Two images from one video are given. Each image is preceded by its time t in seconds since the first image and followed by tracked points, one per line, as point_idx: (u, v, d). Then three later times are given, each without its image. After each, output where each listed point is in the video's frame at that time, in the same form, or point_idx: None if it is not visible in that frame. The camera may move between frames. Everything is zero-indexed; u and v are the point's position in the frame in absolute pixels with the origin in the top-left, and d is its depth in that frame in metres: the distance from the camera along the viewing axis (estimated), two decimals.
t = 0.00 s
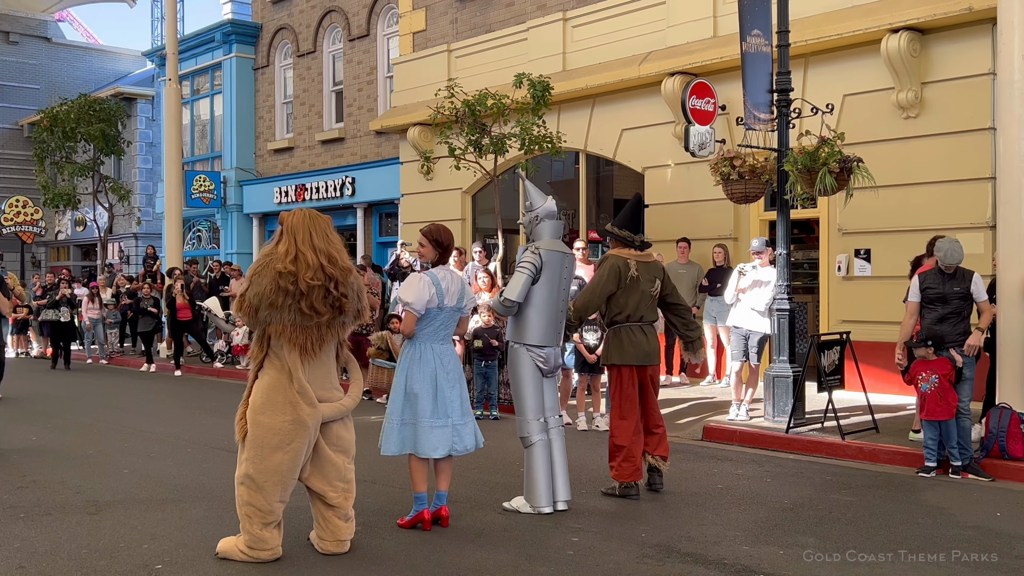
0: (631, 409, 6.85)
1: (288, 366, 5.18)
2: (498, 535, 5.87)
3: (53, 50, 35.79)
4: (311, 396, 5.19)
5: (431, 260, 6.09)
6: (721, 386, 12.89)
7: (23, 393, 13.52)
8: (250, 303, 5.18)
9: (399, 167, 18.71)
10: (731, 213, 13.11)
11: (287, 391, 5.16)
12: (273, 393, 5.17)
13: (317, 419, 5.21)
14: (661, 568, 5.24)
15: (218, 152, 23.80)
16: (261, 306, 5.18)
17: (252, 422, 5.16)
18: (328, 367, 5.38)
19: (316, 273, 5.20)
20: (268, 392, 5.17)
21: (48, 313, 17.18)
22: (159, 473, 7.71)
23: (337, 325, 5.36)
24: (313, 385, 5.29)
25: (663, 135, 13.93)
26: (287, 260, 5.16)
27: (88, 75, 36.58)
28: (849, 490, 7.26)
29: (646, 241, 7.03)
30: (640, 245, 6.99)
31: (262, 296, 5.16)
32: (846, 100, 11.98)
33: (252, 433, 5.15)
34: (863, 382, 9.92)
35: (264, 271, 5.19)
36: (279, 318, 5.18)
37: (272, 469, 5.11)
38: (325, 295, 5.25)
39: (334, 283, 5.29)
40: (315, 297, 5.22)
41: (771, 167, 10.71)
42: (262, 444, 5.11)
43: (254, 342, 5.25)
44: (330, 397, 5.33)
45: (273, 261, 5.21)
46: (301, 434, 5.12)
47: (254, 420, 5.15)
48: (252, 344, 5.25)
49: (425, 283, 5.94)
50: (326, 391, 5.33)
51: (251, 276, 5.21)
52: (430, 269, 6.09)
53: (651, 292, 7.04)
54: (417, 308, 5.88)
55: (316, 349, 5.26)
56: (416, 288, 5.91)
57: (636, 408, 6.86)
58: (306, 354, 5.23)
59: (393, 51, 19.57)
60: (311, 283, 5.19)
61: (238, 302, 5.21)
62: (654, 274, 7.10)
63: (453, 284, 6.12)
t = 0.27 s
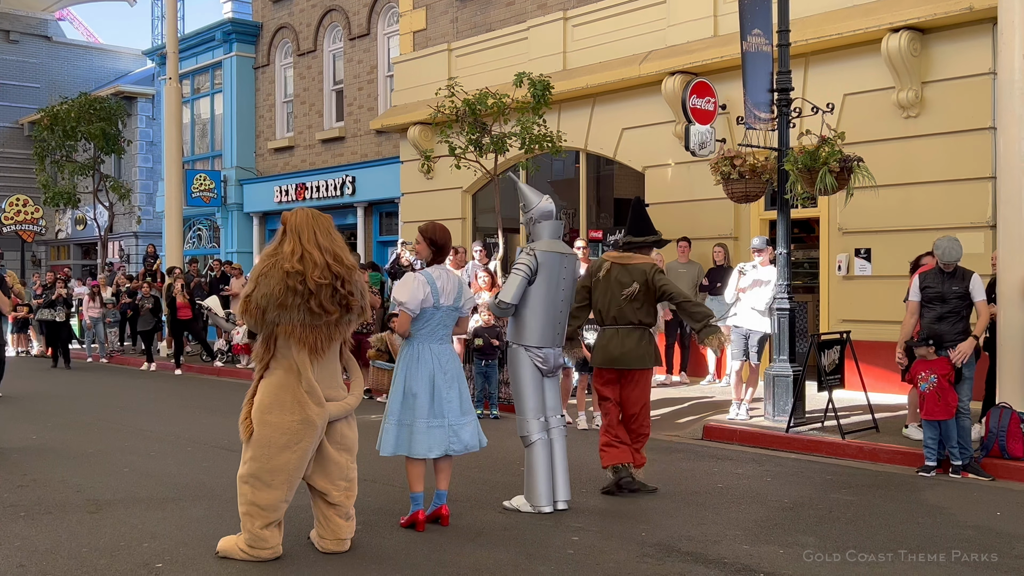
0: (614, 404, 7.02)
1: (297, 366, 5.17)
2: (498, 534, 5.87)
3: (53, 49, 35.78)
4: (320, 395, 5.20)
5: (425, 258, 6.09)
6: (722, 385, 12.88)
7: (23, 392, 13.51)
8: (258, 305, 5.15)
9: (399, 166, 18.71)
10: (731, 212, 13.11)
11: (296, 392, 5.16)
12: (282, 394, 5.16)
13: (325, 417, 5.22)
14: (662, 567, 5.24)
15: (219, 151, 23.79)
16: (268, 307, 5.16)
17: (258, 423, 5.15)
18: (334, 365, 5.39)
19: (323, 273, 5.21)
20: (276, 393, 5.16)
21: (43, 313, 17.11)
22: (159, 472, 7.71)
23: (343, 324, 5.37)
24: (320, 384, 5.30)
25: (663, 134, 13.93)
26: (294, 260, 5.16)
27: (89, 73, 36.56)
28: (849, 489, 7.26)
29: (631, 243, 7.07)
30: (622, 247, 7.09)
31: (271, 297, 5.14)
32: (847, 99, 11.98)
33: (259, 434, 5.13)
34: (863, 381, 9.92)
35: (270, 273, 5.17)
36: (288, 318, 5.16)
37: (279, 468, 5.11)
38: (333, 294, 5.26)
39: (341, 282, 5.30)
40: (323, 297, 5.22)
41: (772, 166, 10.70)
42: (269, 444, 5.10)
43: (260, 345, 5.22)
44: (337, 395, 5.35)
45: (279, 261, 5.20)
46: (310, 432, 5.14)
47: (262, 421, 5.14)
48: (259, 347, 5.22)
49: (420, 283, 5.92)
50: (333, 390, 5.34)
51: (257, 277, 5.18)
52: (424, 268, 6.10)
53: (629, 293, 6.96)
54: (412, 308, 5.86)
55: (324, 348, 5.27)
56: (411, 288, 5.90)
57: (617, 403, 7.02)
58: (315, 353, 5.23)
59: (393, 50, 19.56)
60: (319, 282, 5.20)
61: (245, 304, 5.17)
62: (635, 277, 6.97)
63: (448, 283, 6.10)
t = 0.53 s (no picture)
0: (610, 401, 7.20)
1: (322, 365, 5.17)
2: (499, 533, 5.88)
3: (53, 48, 35.77)
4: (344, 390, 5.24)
5: (417, 259, 6.08)
6: (722, 384, 12.89)
7: (24, 391, 13.51)
8: (279, 308, 5.08)
9: (399, 165, 18.71)
10: (732, 211, 13.11)
11: (321, 390, 5.15)
12: (305, 393, 5.14)
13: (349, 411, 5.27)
14: (662, 566, 5.25)
15: (219, 150, 23.79)
16: (289, 309, 5.10)
17: (279, 424, 5.11)
18: (350, 362, 5.42)
19: (340, 270, 5.22)
20: (299, 394, 5.13)
21: (41, 312, 17.08)
22: (160, 471, 7.72)
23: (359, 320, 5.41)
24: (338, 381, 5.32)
25: (664, 133, 13.93)
26: (311, 260, 5.15)
27: (90, 72, 36.55)
28: (849, 489, 7.27)
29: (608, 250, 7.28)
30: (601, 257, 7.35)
31: (293, 298, 5.10)
32: (847, 98, 11.98)
33: (281, 435, 5.09)
34: (863, 380, 9.92)
35: (287, 274, 5.12)
36: (310, 318, 5.14)
37: (300, 466, 5.11)
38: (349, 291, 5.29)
39: (354, 279, 5.33)
40: (341, 294, 5.24)
41: (772, 165, 10.68)
42: (295, 444, 5.08)
43: (281, 349, 5.14)
44: (356, 389, 5.40)
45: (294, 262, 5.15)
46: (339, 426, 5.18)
47: (285, 422, 5.10)
48: (280, 351, 5.14)
49: (410, 285, 5.90)
50: (353, 386, 5.36)
51: (274, 281, 5.10)
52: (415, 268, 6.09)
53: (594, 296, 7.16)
54: (399, 310, 5.85)
55: (343, 345, 5.29)
56: (401, 292, 5.89)
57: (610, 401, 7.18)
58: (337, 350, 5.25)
59: (393, 49, 19.55)
60: (337, 280, 5.21)
61: (264, 308, 5.06)
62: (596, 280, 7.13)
63: (441, 283, 6.07)
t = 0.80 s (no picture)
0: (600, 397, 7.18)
1: (338, 355, 5.22)
2: (500, 532, 5.87)
3: (53, 47, 35.79)
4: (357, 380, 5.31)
5: (413, 258, 6.06)
6: (722, 384, 12.89)
7: (24, 390, 13.52)
8: (300, 300, 5.06)
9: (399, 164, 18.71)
10: (732, 211, 13.10)
11: (336, 383, 5.18)
12: (321, 387, 5.15)
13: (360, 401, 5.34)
14: (663, 565, 5.25)
15: (220, 149, 23.79)
16: (309, 301, 5.10)
17: (294, 420, 5.09)
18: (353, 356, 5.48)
19: (351, 264, 5.30)
20: (314, 388, 5.14)
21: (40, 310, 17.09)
22: (161, 470, 7.72)
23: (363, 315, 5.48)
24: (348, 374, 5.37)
25: (664, 132, 13.92)
26: (326, 252, 5.20)
27: (90, 71, 36.58)
28: (849, 488, 7.27)
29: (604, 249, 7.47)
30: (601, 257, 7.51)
31: (314, 288, 5.11)
32: (848, 98, 11.98)
33: (296, 431, 5.08)
34: (863, 380, 9.92)
35: (305, 265, 5.13)
36: (328, 310, 5.17)
37: (315, 462, 5.12)
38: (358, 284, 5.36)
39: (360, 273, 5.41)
40: (353, 287, 5.31)
41: (772, 164, 10.68)
42: (311, 438, 5.08)
43: (298, 342, 5.11)
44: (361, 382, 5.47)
45: (308, 255, 5.17)
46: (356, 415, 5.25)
47: (301, 417, 5.09)
48: (297, 344, 5.11)
49: (406, 285, 5.85)
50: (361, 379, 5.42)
51: (293, 273, 5.08)
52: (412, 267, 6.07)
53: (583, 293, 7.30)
54: (396, 310, 5.80)
55: (353, 337, 5.35)
56: (398, 292, 5.83)
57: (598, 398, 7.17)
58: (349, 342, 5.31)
59: (394, 48, 19.55)
60: (351, 272, 5.28)
61: (286, 300, 5.02)
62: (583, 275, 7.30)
63: (438, 282, 6.04)
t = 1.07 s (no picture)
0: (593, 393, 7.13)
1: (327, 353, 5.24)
2: (499, 531, 5.87)
3: (54, 45, 35.81)
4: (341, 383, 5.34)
5: (414, 257, 6.10)
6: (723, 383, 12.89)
7: (24, 388, 13.54)
8: (296, 291, 5.09)
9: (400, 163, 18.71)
10: (733, 210, 13.10)
11: (322, 382, 5.19)
12: (306, 385, 5.15)
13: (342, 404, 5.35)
14: (663, 564, 5.25)
15: (220, 148, 23.80)
16: (305, 293, 5.13)
17: (280, 418, 5.09)
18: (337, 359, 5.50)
19: (351, 266, 5.36)
20: (302, 384, 5.14)
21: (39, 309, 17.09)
22: (161, 469, 7.72)
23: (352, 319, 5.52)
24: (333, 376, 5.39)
25: (665, 132, 13.92)
26: (331, 251, 5.26)
27: (90, 70, 36.60)
28: (849, 487, 7.27)
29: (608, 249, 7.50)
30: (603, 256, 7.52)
31: (311, 281, 5.15)
32: (849, 97, 11.97)
33: (282, 430, 5.07)
34: (864, 379, 9.92)
35: (307, 258, 5.17)
36: (321, 306, 5.21)
37: (306, 463, 5.10)
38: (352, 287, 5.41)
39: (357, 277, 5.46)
40: (349, 288, 5.36)
41: (773, 164, 10.62)
42: (297, 437, 5.08)
43: (287, 333, 5.12)
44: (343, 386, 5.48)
45: (311, 250, 5.21)
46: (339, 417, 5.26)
47: (286, 415, 5.09)
48: (287, 335, 5.12)
49: (406, 283, 5.91)
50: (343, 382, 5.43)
51: (293, 264, 5.11)
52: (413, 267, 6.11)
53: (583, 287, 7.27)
54: (398, 310, 5.87)
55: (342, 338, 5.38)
56: (395, 291, 5.89)
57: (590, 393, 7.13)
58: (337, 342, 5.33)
59: (394, 47, 19.55)
60: (348, 273, 5.33)
61: (282, 288, 5.04)
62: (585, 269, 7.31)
63: (438, 282, 6.06)
